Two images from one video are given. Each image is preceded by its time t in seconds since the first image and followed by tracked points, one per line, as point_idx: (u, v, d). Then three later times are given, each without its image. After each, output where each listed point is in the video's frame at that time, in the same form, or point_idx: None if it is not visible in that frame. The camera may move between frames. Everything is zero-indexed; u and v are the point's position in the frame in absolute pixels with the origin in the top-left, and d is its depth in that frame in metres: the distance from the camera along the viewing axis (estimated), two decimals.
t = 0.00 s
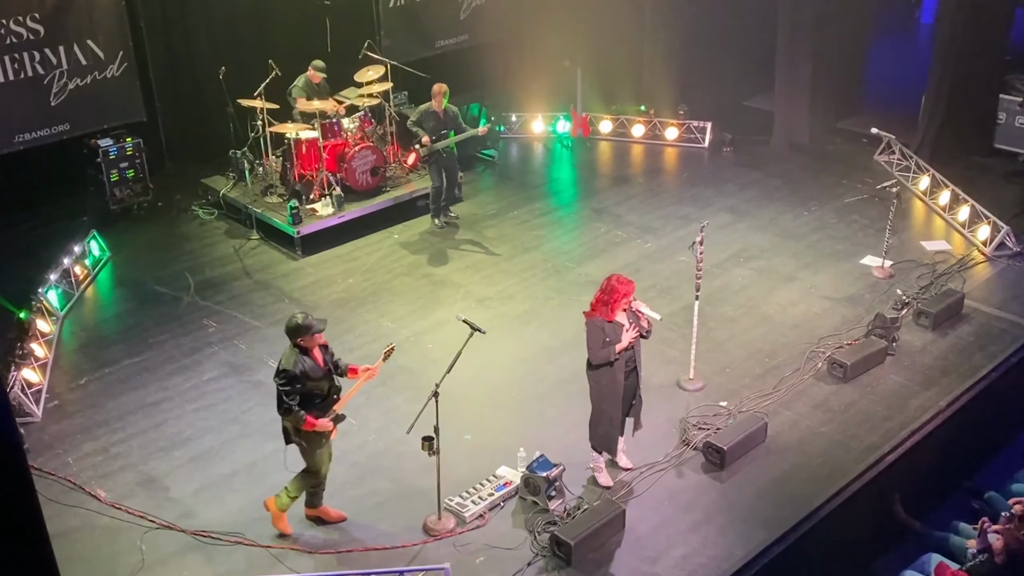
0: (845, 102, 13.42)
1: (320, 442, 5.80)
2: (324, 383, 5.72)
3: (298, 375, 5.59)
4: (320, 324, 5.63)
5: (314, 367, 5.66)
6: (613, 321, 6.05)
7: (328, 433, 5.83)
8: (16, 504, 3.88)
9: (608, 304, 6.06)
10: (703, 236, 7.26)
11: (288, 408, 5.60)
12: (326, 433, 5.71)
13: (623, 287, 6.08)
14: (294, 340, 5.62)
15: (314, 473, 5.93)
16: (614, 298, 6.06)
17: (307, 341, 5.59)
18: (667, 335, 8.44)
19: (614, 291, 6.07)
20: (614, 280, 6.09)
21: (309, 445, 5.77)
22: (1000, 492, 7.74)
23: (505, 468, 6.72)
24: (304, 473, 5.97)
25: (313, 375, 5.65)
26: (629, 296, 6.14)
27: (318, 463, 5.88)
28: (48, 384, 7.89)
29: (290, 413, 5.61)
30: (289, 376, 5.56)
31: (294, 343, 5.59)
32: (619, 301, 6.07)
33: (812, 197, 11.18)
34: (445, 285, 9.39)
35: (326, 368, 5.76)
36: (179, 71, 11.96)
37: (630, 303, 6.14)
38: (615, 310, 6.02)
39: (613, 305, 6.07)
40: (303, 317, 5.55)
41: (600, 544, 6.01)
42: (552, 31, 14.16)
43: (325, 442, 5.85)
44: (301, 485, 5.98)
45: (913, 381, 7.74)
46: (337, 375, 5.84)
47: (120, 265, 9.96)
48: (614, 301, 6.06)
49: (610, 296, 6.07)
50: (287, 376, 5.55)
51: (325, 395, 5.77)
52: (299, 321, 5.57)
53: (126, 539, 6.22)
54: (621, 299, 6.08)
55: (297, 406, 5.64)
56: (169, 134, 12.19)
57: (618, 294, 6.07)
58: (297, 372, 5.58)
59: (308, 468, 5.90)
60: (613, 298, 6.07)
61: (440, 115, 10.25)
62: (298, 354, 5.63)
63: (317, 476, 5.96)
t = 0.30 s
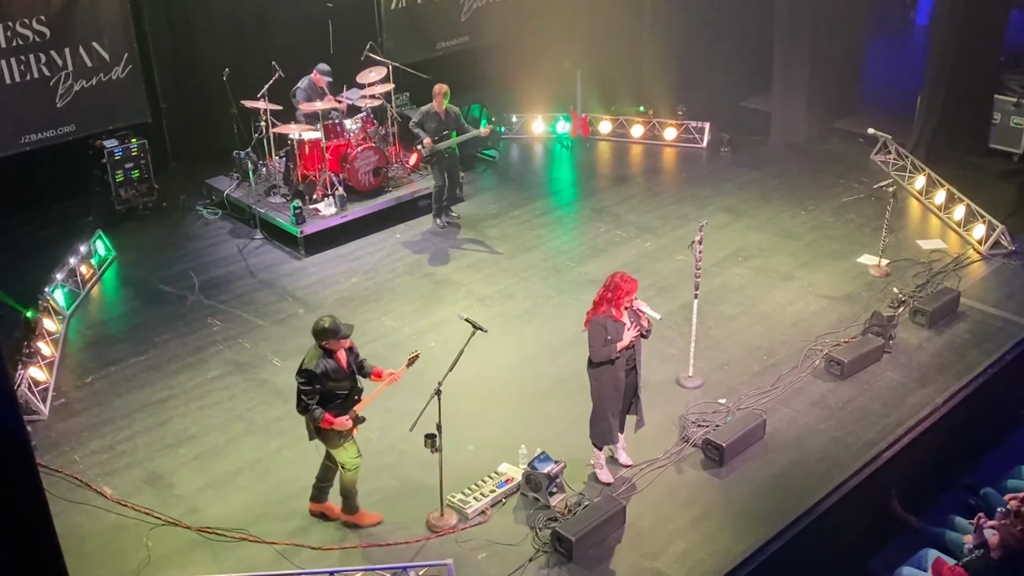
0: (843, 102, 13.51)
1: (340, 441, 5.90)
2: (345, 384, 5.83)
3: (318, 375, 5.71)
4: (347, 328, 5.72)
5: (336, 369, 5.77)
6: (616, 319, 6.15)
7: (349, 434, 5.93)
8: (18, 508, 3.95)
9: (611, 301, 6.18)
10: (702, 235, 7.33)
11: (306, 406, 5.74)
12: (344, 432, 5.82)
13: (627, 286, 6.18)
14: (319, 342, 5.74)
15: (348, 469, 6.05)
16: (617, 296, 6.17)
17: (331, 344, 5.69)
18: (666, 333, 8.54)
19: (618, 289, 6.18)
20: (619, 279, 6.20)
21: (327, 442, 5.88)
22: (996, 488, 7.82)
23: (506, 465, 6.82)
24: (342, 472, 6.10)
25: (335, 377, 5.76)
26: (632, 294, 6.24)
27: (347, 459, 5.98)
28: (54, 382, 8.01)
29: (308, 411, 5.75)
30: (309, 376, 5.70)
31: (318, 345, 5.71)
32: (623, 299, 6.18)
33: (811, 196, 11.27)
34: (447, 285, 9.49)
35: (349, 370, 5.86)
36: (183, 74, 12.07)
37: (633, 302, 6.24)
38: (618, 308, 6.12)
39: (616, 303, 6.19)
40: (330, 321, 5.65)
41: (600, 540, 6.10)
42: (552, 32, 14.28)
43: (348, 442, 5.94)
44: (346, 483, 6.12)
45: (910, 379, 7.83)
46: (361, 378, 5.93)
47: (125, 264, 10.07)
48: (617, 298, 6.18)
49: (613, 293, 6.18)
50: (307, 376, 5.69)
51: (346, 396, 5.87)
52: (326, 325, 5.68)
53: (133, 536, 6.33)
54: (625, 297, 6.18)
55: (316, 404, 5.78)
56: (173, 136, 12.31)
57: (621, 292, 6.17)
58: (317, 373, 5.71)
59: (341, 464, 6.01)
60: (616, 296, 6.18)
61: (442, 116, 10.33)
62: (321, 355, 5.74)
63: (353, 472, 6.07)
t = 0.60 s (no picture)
0: (841, 103, 13.61)
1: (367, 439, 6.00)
2: (372, 382, 5.91)
3: (346, 375, 5.79)
4: (374, 327, 5.80)
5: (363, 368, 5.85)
6: (616, 317, 6.23)
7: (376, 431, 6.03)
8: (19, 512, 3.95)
9: (610, 300, 6.27)
10: (701, 235, 7.40)
11: (336, 406, 5.82)
12: (372, 430, 5.92)
13: (627, 284, 6.26)
14: (346, 341, 5.80)
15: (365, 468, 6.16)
16: (616, 294, 6.26)
17: (358, 343, 5.76)
18: (665, 332, 8.62)
19: (617, 287, 6.26)
20: (619, 278, 6.27)
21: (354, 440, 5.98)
22: (992, 486, 7.89)
23: (507, 462, 6.91)
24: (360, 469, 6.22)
25: (363, 376, 5.84)
26: (631, 293, 6.31)
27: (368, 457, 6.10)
28: (60, 380, 8.11)
29: (337, 410, 5.83)
30: (337, 376, 5.77)
31: (346, 344, 5.78)
32: (622, 298, 6.27)
33: (809, 196, 11.35)
34: (448, 284, 9.58)
35: (376, 368, 5.94)
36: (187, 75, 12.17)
37: (631, 301, 6.32)
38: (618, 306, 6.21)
39: (615, 301, 6.28)
40: (357, 321, 5.73)
41: (600, 537, 6.19)
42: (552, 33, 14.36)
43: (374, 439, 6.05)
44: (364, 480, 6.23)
45: (907, 377, 7.90)
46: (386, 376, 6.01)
47: (129, 264, 10.17)
48: (616, 296, 6.26)
49: (612, 292, 6.27)
50: (336, 376, 5.76)
51: (373, 394, 5.96)
52: (353, 325, 5.75)
53: (138, 533, 6.43)
54: (624, 296, 6.27)
55: (344, 403, 5.86)
56: (177, 136, 12.42)
57: (620, 291, 6.26)
58: (345, 372, 5.78)
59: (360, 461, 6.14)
60: (615, 294, 6.27)
61: (443, 115, 10.41)
62: (348, 354, 5.82)
63: (369, 471, 6.19)
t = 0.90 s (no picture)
0: (840, 104, 13.61)
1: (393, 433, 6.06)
2: (394, 374, 5.99)
3: (373, 369, 5.85)
4: (390, 319, 5.89)
5: (385, 360, 5.92)
6: (612, 317, 6.24)
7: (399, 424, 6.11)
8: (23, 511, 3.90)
9: (607, 299, 6.28)
10: (701, 235, 7.39)
11: (367, 402, 5.85)
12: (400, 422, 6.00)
13: (624, 284, 6.26)
14: (364, 336, 5.86)
15: (378, 467, 6.18)
16: (613, 295, 6.26)
17: (379, 336, 5.83)
18: (665, 332, 8.62)
19: (613, 287, 6.27)
20: (615, 278, 6.29)
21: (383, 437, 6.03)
22: (991, 486, 7.89)
23: (507, 463, 6.90)
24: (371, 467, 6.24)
25: (386, 368, 5.92)
26: (627, 293, 6.31)
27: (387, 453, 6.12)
28: (59, 380, 8.11)
29: (368, 406, 5.86)
30: (365, 372, 5.82)
31: (366, 339, 5.84)
32: (618, 297, 6.27)
33: (809, 196, 11.36)
34: (447, 284, 9.57)
35: (393, 360, 6.02)
36: (186, 74, 12.16)
37: (628, 302, 6.31)
38: (613, 305, 6.22)
39: (612, 301, 6.28)
40: (374, 313, 5.79)
41: (600, 538, 6.19)
42: (552, 32, 14.35)
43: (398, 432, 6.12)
44: (372, 479, 6.25)
45: (907, 378, 7.90)
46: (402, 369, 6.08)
47: (129, 264, 10.17)
48: (612, 296, 6.27)
49: (609, 291, 6.28)
50: (365, 371, 5.80)
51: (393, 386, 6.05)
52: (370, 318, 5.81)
53: (138, 533, 6.43)
54: (621, 296, 6.27)
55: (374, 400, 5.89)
56: (177, 136, 12.40)
57: (616, 291, 6.26)
58: (372, 366, 5.84)
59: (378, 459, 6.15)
60: (612, 294, 6.27)
61: (445, 119, 10.42)
62: (369, 349, 5.87)
63: (381, 471, 6.21)
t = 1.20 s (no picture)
0: (839, 104, 13.62)
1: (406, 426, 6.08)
2: (411, 367, 6.05)
3: (391, 358, 5.90)
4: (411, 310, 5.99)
5: (404, 352, 5.99)
6: (610, 319, 6.23)
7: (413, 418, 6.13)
8: (22, 510, 3.90)
9: (605, 301, 6.26)
10: (701, 236, 7.38)
11: (384, 391, 5.88)
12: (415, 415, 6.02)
13: (622, 285, 6.25)
14: (385, 326, 5.94)
15: (388, 461, 6.18)
16: (611, 296, 6.25)
17: (400, 326, 5.92)
18: (664, 333, 8.62)
19: (611, 288, 6.26)
20: (613, 280, 6.27)
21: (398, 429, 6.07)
22: (991, 487, 7.90)
23: (506, 463, 6.90)
24: (381, 461, 6.25)
25: (404, 360, 5.98)
26: (626, 294, 6.30)
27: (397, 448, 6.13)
28: (58, 380, 8.10)
29: (384, 395, 5.90)
30: (384, 360, 5.88)
31: (386, 328, 5.92)
32: (616, 299, 6.26)
33: (808, 197, 11.36)
34: (446, 285, 9.57)
35: (411, 354, 6.08)
36: (186, 74, 12.15)
37: (626, 302, 6.30)
38: (611, 307, 6.20)
39: (610, 302, 6.27)
40: (396, 303, 5.89)
41: (600, 539, 6.18)
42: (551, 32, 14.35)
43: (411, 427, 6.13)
44: (379, 473, 6.25)
45: (906, 379, 7.90)
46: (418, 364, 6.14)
47: (128, 264, 10.16)
48: (610, 297, 6.25)
49: (606, 292, 6.27)
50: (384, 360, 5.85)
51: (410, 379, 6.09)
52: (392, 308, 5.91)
53: (137, 533, 6.42)
54: (618, 297, 6.26)
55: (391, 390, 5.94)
56: (176, 135, 12.39)
57: (615, 292, 6.25)
58: (391, 355, 5.90)
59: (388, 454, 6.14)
60: (610, 296, 6.26)
61: (445, 119, 10.43)
62: (389, 339, 5.94)
63: (391, 465, 6.21)
